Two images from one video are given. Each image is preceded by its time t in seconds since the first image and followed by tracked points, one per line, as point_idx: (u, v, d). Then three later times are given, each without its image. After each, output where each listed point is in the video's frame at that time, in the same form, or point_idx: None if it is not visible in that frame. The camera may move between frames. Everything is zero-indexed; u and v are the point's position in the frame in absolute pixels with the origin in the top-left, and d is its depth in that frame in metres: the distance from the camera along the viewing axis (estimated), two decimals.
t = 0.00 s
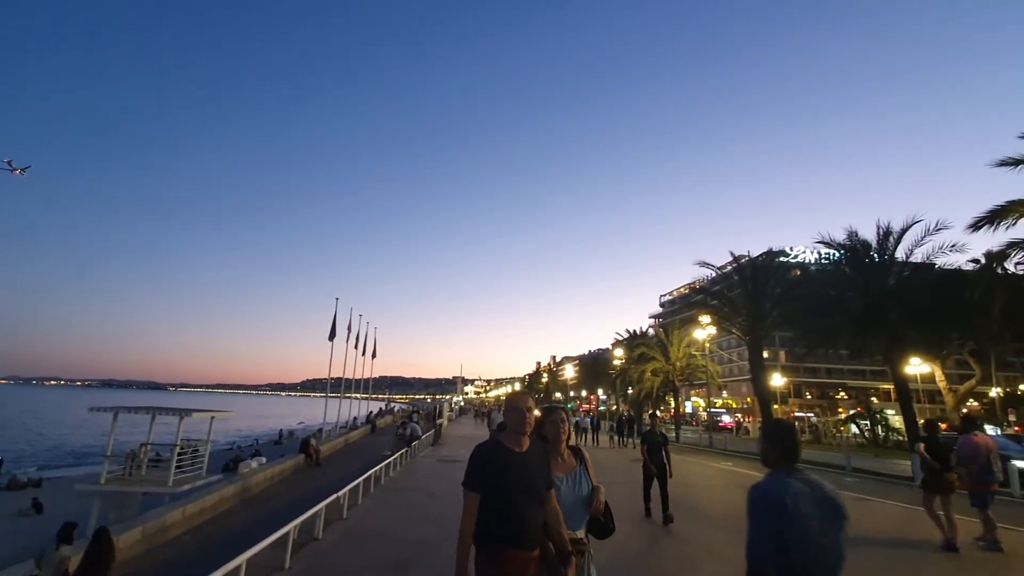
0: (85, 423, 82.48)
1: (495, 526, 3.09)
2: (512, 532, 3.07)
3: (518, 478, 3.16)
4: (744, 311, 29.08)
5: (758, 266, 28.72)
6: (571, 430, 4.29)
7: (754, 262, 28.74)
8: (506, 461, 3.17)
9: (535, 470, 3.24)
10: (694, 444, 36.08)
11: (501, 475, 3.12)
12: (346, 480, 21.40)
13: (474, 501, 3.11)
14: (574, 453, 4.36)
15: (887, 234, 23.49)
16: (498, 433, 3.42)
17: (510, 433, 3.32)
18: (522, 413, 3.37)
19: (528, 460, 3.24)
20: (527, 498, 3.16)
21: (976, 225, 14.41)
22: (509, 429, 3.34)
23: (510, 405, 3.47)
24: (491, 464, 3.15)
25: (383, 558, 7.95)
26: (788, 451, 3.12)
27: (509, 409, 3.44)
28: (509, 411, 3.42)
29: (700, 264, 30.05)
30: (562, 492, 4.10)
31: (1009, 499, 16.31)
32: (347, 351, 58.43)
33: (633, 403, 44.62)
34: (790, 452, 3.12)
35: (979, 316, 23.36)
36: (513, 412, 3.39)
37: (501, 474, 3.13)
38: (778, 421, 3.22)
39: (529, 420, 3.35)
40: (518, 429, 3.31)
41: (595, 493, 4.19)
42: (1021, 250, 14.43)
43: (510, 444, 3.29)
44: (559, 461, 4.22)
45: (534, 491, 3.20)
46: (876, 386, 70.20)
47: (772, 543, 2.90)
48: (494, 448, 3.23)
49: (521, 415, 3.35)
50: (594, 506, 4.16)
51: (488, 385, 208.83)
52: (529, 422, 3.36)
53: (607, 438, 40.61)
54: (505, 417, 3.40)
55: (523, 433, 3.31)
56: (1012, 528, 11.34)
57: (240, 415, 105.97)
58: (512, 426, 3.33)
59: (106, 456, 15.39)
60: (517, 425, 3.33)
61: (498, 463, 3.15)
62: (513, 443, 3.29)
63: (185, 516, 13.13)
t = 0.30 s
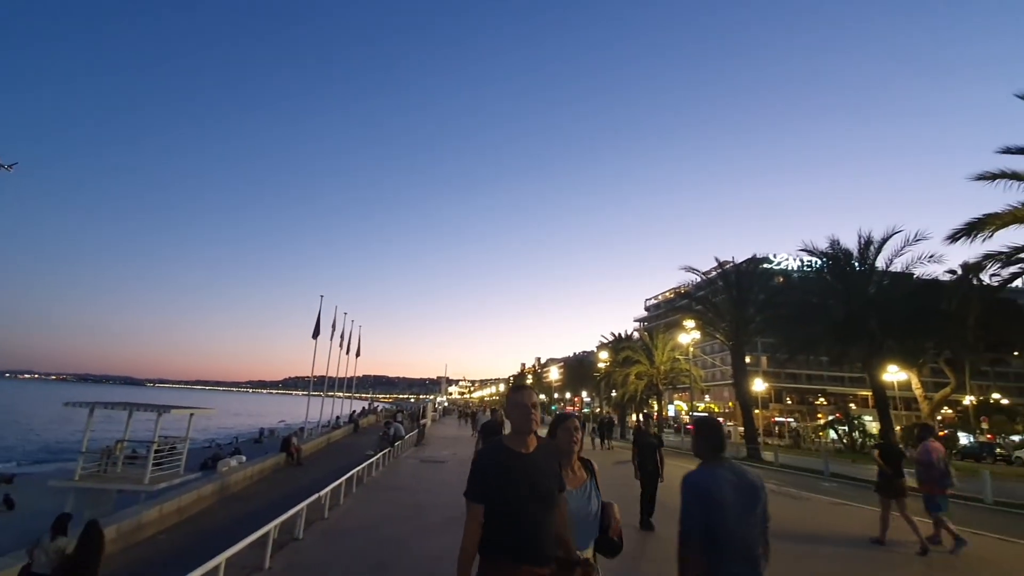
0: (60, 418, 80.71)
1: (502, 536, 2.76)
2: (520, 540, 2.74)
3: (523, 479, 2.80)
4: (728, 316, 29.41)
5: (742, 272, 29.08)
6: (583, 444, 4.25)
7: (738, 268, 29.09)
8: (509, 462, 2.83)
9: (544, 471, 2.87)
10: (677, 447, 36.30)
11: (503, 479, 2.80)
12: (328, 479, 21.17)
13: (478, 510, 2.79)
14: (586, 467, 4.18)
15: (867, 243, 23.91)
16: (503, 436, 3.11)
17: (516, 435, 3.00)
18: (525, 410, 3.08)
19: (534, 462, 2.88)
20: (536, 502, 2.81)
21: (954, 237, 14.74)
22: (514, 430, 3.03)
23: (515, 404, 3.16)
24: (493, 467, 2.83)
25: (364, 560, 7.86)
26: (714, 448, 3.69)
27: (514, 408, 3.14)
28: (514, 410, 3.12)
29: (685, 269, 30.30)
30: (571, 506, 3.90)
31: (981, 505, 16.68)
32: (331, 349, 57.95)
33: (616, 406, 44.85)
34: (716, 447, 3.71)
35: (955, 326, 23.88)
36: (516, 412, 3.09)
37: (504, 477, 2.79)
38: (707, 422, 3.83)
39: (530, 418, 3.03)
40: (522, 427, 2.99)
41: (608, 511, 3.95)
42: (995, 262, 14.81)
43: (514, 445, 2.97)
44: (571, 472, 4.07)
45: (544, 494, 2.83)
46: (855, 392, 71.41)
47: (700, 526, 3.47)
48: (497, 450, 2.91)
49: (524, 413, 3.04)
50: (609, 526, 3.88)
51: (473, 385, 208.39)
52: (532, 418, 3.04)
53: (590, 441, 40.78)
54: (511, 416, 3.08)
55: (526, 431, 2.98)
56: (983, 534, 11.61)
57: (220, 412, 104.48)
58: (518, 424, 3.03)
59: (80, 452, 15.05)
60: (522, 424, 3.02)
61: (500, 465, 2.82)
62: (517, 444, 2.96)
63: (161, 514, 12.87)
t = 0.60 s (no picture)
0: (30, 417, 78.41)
1: (510, 552, 2.65)
2: (531, 557, 2.64)
3: (533, 488, 2.72)
4: (710, 321, 29.78)
5: (724, 277, 29.45)
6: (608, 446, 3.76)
7: (721, 273, 29.45)
8: (518, 468, 2.73)
9: (553, 483, 2.80)
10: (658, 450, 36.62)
11: (511, 484, 2.69)
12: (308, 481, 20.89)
13: (485, 526, 2.66)
14: (609, 471, 3.80)
15: (846, 251, 24.39)
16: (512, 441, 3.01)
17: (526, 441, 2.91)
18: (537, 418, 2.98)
19: (544, 474, 2.79)
20: (543, 512, 2.72)
21: (930, 246, 15.13)
22: (524, 436, 2.94)
23: (526, 408, 3.08)
24: (501, 470, 2.72)
25: (343, 562, 7.78)
26: (663, 448, 4.12)
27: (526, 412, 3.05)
28: (526, 416, 3.03)
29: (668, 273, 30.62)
30: (592, 515, 3.53)
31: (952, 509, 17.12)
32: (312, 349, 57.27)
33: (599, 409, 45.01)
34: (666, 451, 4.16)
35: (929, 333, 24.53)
36: (530, 418, 2.99)
37: (512, 482, 2.70)
38: (655, 424, 4.25)
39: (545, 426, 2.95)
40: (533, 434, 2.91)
41: (630, 521, 3.61)
42: (968, 272, 15.24)
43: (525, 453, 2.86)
44: (593, 477, 3.69)
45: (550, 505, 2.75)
46: (832, 398, 72.71)
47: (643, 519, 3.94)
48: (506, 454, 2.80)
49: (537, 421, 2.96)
50: (629, 537, 3.56)
51: (456, 387, 207.40)
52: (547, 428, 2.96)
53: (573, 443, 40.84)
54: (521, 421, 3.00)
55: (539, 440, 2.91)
56: (954, 537, 11.92)
57: (196, 412, 102.35)
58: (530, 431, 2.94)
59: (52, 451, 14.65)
60: (533, 430, 2.93)
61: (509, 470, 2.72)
62: (528, 453, 2.86)
63: (135, 515, 12.55)
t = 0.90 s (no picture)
0: None
1: None
2: None
3: (565, 507, 2.40)
4: (691, 325, 30.18)
5: (706, 282, 29.88)
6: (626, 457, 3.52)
7: (702, 278, 29.86)
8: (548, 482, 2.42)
9: (585, 501, 2.49)
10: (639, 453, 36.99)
11: (541, 500, 2.37)
12: (286, 482, 20.55)
13: (508, 548, 2.36)
14: (630, 486, 3.49)
15: (824, 258, 24.93)
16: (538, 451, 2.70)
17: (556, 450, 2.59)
18: (569, 427, 2.65)
19: (576, 491, 2.48)
20: (573, 534, 2.41)
21: (903, 255, 15.55)
22: (554, 446, 2.63)
23: (555, 411, 2.77)
24: (527, 483, 2.41)
25: (319, 564, 7.70)
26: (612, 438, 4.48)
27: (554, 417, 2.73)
28: (555, 422, 2.72)
29: (651, 278, 30.96)
30: (611, 535, 3.23)
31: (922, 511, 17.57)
32: (293, 349, 56.54)
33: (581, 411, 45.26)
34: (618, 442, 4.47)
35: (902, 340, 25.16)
36: (561, 425, 2.67)
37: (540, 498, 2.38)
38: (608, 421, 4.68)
39: (580, 435, 2.63)
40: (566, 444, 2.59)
41: (650, 542, 3.33)
42: (940, 281, 15.68)
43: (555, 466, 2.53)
44: (611, 489, 3.38)
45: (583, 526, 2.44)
46: (808, 402, 74.23)
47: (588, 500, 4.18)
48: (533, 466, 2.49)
49: (571, 430, 2.64)
50: (649, 561, 3.28)
51: (437, 388, 206.83)
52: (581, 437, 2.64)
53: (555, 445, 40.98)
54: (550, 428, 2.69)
55: (572, 452, 2.59)
56: (924, 539, 12.20)
57: (172, 412, 100.31)
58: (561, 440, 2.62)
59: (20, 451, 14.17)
60: (567, 440, 2.61)
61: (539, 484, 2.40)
62: (557, 467, 2.55)
63: (106, 517, 12.18)
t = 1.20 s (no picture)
0: None
1: None
2: None
3: (591, 511, 2.27)
4: (673, 329, 30.51)
5: (688, 286, 30.23)
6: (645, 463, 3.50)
7: (685, 282, 30.21)
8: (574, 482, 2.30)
9: (611, 507, 2.37)
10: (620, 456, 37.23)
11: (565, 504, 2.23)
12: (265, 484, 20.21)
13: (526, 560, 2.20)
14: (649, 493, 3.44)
15: (802, 265, 25.41)
16: (559, 451, 2.61)
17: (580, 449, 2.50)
18: (598, 428, 2.58)
19: (604, 492, 2.38)
20: (598, 543, 2.27)
21: (879, 264, 15.92)
22: (581, 448, 2.54)
23: (580, 411, 2.69)
24: (553, 483, 2.27)
25: (301, 569, 7.62)
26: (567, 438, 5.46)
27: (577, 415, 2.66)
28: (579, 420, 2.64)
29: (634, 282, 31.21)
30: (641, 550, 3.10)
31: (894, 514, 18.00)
32: (272, 349, 55.68)
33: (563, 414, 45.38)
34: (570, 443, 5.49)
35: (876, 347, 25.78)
36: (586, 425, 2.59)
37: (564, 497, 2.25)
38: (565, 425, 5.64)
39: (608, 437, 2.53)
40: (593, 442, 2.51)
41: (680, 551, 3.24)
42: (913, 289, 16.10)
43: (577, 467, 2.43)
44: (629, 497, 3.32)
45: (609, 533, 2.31)
46: (786, 406, 75.58)
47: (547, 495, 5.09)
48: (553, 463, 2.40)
49: (596, 431, 2.56)
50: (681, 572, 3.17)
51: (419, 390, 205.25)
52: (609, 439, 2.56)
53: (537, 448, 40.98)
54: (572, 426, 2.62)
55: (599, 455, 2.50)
56: (895, 541, 12.50)
57: (146, 412, 97.99)
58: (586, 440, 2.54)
59: None
60: (593, 439, 2.52)
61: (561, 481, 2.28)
62: (584, 467, 2.45)
63: (76, 520, 11.83)
